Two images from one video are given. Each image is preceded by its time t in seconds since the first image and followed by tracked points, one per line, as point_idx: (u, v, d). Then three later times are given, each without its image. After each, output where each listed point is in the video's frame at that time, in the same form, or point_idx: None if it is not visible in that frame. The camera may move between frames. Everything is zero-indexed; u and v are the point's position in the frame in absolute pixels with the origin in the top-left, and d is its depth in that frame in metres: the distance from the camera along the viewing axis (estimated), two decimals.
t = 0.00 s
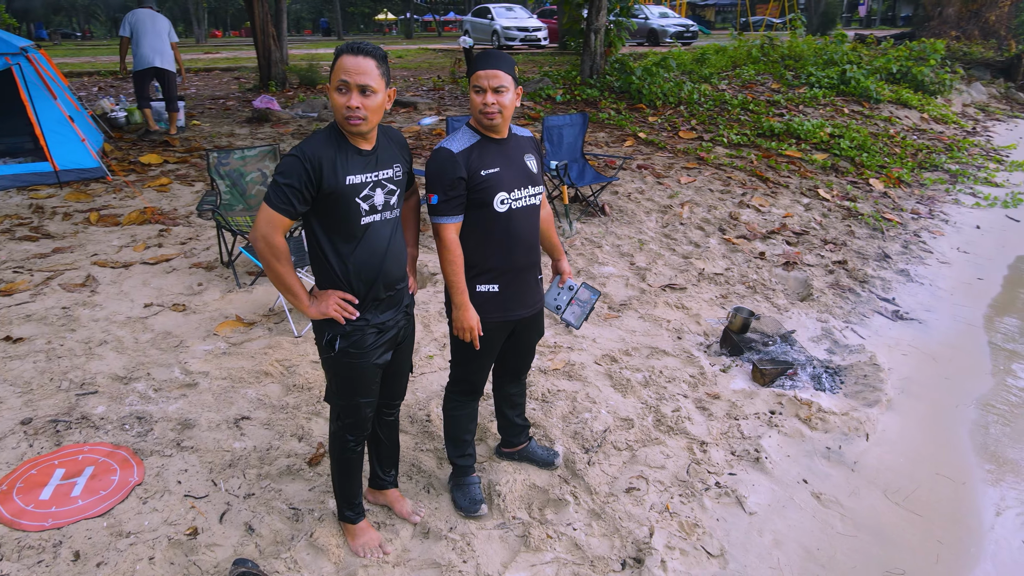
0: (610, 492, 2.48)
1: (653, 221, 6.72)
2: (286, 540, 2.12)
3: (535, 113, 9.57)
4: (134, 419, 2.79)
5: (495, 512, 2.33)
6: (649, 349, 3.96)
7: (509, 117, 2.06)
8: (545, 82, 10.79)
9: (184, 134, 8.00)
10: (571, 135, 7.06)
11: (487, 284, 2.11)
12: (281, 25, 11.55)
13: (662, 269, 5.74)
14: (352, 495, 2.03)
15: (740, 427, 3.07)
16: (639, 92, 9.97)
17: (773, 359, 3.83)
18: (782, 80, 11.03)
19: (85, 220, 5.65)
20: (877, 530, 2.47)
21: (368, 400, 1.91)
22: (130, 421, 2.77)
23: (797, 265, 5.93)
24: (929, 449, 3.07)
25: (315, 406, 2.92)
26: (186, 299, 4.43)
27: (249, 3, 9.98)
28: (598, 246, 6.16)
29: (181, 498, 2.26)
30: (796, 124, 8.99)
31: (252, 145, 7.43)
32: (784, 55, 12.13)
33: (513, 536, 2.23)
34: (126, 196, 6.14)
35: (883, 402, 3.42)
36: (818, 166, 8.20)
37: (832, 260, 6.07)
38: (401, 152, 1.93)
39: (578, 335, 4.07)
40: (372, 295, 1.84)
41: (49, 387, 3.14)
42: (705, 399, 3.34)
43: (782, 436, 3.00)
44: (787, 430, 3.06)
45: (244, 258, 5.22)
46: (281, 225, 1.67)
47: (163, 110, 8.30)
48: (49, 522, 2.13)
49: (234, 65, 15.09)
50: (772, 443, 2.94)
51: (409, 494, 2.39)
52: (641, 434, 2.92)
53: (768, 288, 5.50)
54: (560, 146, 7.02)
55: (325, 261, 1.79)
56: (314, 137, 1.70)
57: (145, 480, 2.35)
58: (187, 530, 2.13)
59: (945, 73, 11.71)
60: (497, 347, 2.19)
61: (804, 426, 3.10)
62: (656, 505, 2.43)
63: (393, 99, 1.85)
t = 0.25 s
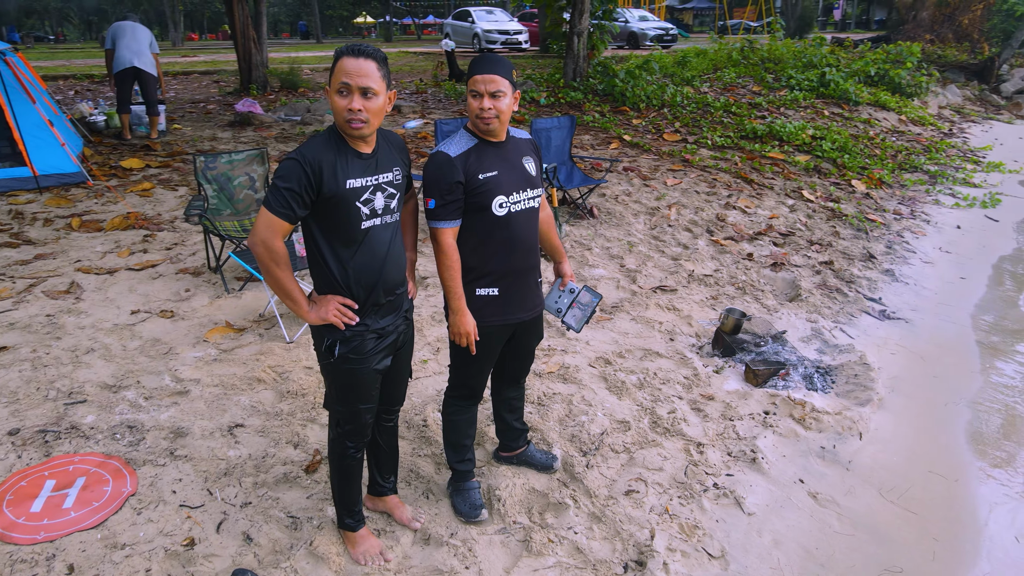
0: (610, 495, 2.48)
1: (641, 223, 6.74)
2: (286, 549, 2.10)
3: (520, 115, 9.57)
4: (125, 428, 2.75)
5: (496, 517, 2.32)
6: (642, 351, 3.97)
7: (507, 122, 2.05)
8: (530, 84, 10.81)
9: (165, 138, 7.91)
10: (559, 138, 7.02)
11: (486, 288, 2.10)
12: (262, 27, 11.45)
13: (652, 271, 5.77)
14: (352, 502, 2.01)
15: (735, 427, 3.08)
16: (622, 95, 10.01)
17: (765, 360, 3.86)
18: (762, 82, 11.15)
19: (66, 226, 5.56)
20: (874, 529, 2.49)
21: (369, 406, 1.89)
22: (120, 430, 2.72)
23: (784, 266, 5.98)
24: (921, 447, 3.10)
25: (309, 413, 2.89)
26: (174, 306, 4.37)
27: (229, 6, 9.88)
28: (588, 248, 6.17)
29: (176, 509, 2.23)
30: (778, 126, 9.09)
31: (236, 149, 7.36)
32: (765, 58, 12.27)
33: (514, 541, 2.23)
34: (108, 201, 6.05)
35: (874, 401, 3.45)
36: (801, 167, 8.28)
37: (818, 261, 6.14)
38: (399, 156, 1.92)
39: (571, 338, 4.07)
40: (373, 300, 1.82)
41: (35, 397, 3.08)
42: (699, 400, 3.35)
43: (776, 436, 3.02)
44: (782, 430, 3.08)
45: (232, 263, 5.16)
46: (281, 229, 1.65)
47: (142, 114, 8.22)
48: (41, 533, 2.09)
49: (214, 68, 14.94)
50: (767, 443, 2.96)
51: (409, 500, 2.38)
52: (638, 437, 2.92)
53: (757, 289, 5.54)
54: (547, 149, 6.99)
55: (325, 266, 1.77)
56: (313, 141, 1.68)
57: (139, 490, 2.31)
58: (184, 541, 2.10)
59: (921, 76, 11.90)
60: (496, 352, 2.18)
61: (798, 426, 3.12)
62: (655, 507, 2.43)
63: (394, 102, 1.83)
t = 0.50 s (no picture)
0: (609, 496, 2.48)
1: (627, 223, 6.76)
2: (286, 558, 2.08)
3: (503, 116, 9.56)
4: (114, 437, 2.69)
5: (496, 520, 2.31)
6: (634, 351, 3.97)
7: (503, 124, 2.04)
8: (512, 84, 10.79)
9: (143, 140, 7.78)
10: (545, 138, 6.97)
11: (485, 291, 2.08)
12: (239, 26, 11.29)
13: (640, 270, 5.78)
14: (352, 509, 1.99)
15: (730, 426, 3.10)
16: (604, 95, 10.04)
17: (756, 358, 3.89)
18: (740, 83, 11.26)
19: (44, 230, 5.44)
20: (869, 525, 2.52)
21: (369, 412, 1.86)
22: (110, 439, 2.67)
23: (770, 264, 6.03)
24: (912, 443, 3.14)
25: (303, 418, 2.85)
26: (159, 311, 4.30)
27: (206, 6, 9.73)
28: (576, 248, 6.17)
29: (170, 519, 2.20)
30: (758, 126, 9.18)
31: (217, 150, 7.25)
32: (742, 58, 12.39)
33: (516, 545, 2.22)
34: (85, 205, 5.94)
35: (865, 397, 3.49)
36: (782, 166, 8.37)
37: (803, 259, 6.20)
38: (397, 158, 1.90)
39: (563, 338, 4.07)
40: (373, 304, 1.80)
41: (18, 406, 3.00)
42: (693, 399, 3.36)
43: (770, 435, 3.04)
44: (775, 428, 3.10)
45: (217, 266, 5.09)
46: (281, 234, 1.62)
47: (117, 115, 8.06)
48: (33, 548, 2.05)
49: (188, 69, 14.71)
50: (762, 442, 2.98)
51: (408, 505, 2.36)
52: (634, 437, 2.93)
53: (744, 287, 5.58)
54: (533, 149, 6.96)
55: (325, 271, 1.75)
56: (312, 143, 1.66)
57: (131, 501, 2.27)
58: (181, 552, 2.07)
59: (895, 75, 12.09)
60: (496, 355, 2.16)
61: (791, 424, 3.14)
62: (654, 508, 2.44)
63: (393, 103, 1.82)
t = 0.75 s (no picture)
0: (610, 496, 2.48)
1: (617, 221, 6.77)
2: (288, 564, 2.06)
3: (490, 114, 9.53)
4: (108, 442, 2.65)
5: (498, 522, 2.31)
6: (629, 349, 3.97)
7: (503, 124, 2.03)
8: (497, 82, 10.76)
9: (125, 140, 7.68)
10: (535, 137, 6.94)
11: (487, 293, 2.07)
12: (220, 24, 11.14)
13: (631, 269, 5.79)
14: (354, 513, 1.97)
15: (727, 424, 3.11)
16: (589, 93, 10.04)
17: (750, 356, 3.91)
18: (724, 80, 11.33)
19: (26, 232, 5.35)
20: (868, 520, 2.54)
21: (372, 414, 1.85)
22: (103, 445, 2.63)
23: (760, 262, 6.07)
24: (906, 439, 3.17)
25: (300, 421, 2.83)
26: (148, 314, 4.24)
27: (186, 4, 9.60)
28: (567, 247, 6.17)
29: (168, 525, 2.18)
30: (743, 123, 9.23)
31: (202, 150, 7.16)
32: (725, 56, 12.46)
33: (519, 546, 2.22)
34: (68, 206, 5.85)
35: (858, 393, 3.52)
36: (768, 164, 8.42)
37: (792, 256, 6.25)
38: (397, 159, 1.88)
39: (558, 338, 4.06)
40: (376, 306, 1.79)
41: (6, 412, 2.95)
42: (689, 397, 3.36)
43: (767, 432, 3.06)
44: (772, 425, 3.12)
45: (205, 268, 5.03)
46: (283, 236, 1.60)
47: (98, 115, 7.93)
48: (28, 557, 2.02)
49: (168, 68, 14.50)
50: (759, 439, 2.99)
51: (409, 508, 2.34)
52: (632, 436, 2.93)
53: (735, 285, 5.61)
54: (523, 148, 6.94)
55: (327, 273, 1.73)
56: (314, 144, 1.64)
57: (128, 508, 2.24)
58: (180, 559, 2.05)
59: (875, 73, 12.21)
60: (497, 357, 2.15)
61: (787, 421, 3.16)
62: (655, 507, 2.44)
63: (394, 103, 1.80)
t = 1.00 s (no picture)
0: (611, 493, 2.49)
1: (607, 217, 6.78)
2: (292, 566, 2.05)
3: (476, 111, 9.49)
4: (103, 446, 2.61)
5: (502, 520, 2.31)
6: (624, 345, 3.98)
7: (505, 122, 2.02)
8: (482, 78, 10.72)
9: (106, 138, 7.56)
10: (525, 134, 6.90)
11: (490, 292, 2.07)
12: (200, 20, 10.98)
13: (623, 265, 5.81)
14: (359, 514, 1.96)
15: (724, 419, 3.13)
16: (574, 90, 10.03)
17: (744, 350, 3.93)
18: (707, 76, 11.38)
19: (8, 233, 5.25)
20: (865, 512, 2.58)
21: (377, 414, 1.84)
22: (98, 449, 2.59)
23: (749, 257, 6.11)
24: (899, 431, 3.21)
25: (298, 422, 2.81)
26: (138, 315, 4.19)
27: None
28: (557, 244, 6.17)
29: (169, 530, 2.16)
30: (728, 119, 9.29)
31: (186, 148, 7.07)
32: (706, 53, 12.53)
33: (523, 545, 2.22)
34: (51, 206, 5.75)
35: (851, 387, 3.56)
36: (753, 160, 8.49)
37: (780, 251, 6.30)
38: (400, 157, 1.87)
39: (553, 334, 4.06)
40: (381, 305, 1.78)
41: None
42: (686, 393, 3.38)
43: (764, 427, 3.08)
44: (768, 419, 3.14)
45: (194, 268, 4.97)
46: (288, 235, 1.58)
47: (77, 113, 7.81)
48: (26, 564, 1.99)
49: (144, 65, 14.27)
50: (756, 434, 3.02)
51: (412, 508, 2.34)
52: (631, 432, 2.94)
53: (726, 280, 5.65)
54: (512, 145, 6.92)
55: (332, 272, 1.71)
56: (318, 142, 1.62)
57: (126, 512, 2.21)
58: (183, 564, 2.04)
59: (855, 70, 12.34)
60: (500, 356, 2.15)
61: (783, 415, 3.18)
62: (657, 502, 2.46)
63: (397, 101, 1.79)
